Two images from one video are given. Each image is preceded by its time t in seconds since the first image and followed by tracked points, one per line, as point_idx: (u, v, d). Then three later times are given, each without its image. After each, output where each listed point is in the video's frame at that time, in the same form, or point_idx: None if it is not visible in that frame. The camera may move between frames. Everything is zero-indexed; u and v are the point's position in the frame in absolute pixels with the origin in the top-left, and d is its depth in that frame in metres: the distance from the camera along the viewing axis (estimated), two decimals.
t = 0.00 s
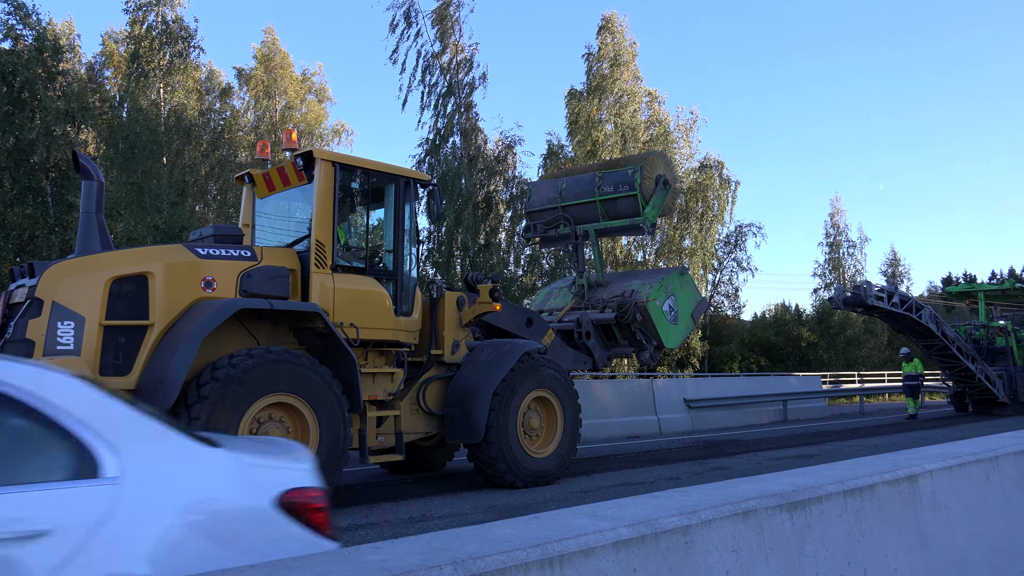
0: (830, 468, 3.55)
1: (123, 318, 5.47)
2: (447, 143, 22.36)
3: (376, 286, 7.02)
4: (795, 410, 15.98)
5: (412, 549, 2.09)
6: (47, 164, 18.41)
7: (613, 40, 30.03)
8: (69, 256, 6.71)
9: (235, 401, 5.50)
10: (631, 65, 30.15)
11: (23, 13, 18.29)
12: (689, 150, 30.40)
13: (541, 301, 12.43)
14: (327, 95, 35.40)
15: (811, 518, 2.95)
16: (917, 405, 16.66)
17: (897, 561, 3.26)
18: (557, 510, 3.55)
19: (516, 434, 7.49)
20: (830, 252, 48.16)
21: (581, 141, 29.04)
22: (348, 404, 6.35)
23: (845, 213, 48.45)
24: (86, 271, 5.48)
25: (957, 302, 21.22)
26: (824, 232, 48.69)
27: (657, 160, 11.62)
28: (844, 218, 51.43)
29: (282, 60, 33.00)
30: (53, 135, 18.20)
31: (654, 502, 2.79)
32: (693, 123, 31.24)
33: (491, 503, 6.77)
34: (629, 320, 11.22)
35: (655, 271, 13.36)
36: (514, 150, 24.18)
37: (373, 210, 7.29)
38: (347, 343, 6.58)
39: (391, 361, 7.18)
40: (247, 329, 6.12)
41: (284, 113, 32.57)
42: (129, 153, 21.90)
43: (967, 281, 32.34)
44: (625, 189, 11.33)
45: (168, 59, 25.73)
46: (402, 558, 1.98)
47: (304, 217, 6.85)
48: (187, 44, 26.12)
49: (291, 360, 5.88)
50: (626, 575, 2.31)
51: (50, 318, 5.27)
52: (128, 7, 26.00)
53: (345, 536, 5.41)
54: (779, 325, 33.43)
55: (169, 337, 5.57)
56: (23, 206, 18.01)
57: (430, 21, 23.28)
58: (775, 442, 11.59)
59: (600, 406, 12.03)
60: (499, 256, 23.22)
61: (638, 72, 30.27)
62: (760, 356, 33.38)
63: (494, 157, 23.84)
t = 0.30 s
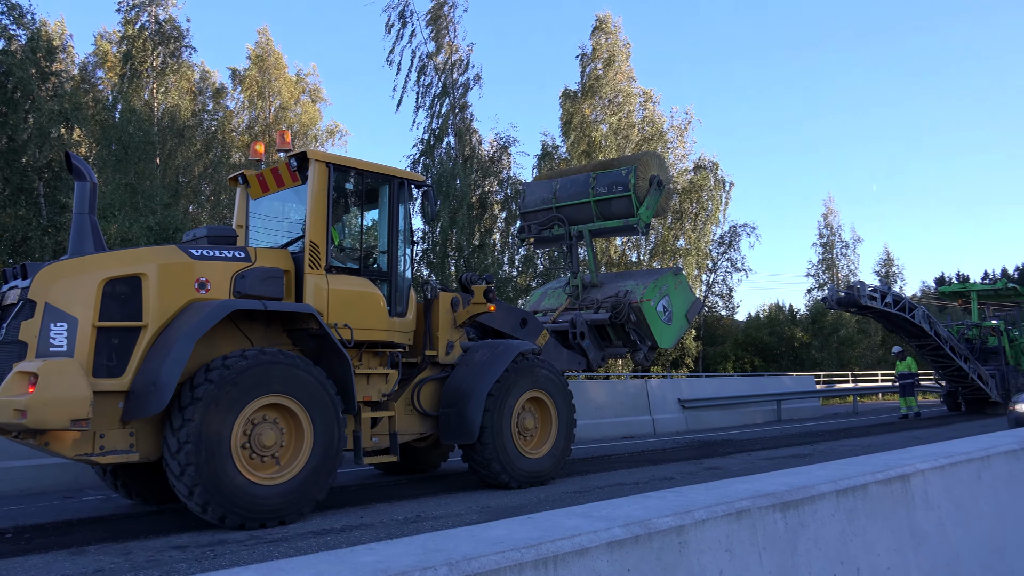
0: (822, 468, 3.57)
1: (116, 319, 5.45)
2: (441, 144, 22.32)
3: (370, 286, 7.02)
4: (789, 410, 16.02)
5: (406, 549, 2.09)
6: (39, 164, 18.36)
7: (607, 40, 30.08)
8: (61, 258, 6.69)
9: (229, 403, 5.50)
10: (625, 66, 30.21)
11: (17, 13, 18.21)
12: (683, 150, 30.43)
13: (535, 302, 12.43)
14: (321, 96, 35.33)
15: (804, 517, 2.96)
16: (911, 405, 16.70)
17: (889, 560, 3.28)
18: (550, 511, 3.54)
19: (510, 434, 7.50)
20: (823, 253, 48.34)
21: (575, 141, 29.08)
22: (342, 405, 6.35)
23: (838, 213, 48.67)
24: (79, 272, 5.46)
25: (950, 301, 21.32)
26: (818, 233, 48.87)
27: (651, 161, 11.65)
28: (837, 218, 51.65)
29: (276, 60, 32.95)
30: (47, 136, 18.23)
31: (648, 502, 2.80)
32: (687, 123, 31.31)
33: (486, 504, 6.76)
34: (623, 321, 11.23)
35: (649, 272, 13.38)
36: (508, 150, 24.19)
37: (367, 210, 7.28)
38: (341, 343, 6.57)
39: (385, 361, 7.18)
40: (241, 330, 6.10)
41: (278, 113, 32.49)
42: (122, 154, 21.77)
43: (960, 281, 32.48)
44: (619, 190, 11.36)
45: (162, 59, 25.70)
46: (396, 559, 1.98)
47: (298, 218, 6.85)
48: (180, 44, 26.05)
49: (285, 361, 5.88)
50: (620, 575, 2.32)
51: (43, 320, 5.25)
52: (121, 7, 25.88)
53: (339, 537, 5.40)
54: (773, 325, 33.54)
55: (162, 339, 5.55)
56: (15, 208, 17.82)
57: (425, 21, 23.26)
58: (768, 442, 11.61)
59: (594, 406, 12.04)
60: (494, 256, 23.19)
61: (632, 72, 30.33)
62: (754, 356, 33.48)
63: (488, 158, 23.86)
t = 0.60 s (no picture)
0: (814, 468, 3.59)
1: (107, 318, 5.44)
2: (435, 143, 22.27)
3: (363, 286, 7.01)
4: (781, 410, 16.08)
5: (397, 548, 2.09)
6: (31, 162, 18.27)
7: (601, 40, 30.12)
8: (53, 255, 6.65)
9: (221, 402, 5.49)
10: (619, 66, 30.24)
11: (10, 11, 18.14)
12: (677, 151, 30.46)
13: (529, 301, 12.43)
14: (315, 95, 35.28)
15: (795, 517, 2.98)
16: (903, 406, 16.71)
17: (879, 559, 3.30)
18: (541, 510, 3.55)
19: (503, 434, 7.51)
20: (816, 254, 48.53)
21: (569, 141, 29.11)
22: (334, 404, 6.34)
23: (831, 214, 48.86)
24: (71, 270, 5.43)
25: (941, 302, 21.42)
26: (811, 233, 49.06)
27: (644, 162, 11.67)
28: (830, 219, 51.85)
29: (270, 59, 32.89)
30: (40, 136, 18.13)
31: (639, 502, 2.81)
32: (681, 124, 31.38)
33: (478, 504, 6.77)
34: (617, 321, 11.25)
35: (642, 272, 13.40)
36: (503, 150, 24.20)
37: (360, 210, 7.27)
38: (334, 343, 6.57)
39: (378, 361, 7.17)
40: (233, 329, 6.09)
41: (271, 112, 32.38)
42: (114, 152, 21.64)
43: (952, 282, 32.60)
44: (612, 190, 11.38)
45: (154, 57, 25.63)
46: (387, 558, 1.98)
47: (291, 217, 6.83)
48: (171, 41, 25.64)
49: (277, 361, 5.86)
50: (611, 574, 2.33)
51: (34, 319, 5.23)
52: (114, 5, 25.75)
53: (331, 536, 5.39)
54: (766, 326, 33.68)
55: (154, 338, 5.53)
56: (8, 206, 17.68)
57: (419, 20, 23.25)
58: (761, 442, 11.65)
59: (586, 406, 12.05)
60: (487, 256, 23.17)
61: (626, 73, 30.37)
62: (746, 356, 33.62)
63: (482, 157, 23.88)
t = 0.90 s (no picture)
0: (802, 467, 3.61)
1: (97, 315, 5.41)
2: (427, 142, 22.23)
3: (354, 284, 7.01)
4: (771, 410, 16.15)
5: (386, 545, 2.10)
6: (20, 158, 18.11)
7: (594, 40, 30.15)
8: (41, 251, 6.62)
9: (210, 399, 5.47)
10: (612, 66, 30.28)
11: None
12: (669, 151, 30.54)
13: (520, 300, 12.43)
14: (307, 93, 35.18)
15: (781, 515, 3.00)
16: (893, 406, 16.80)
17: (865, 558, 3.32)
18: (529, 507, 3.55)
19: (493, 433, 7.52)
20: (806, 254, 48.74)
21: (561, 140, 29.15)
22: (324, 402, 6.33)
23: (822, 215, 49.10)
24: (59, 267, 5.39)
25: (930, 303, 21.58)
26: (801, 234, 49.27)
27: (636, 161, 11.69)
28: (821, 220, 52.06)
29: (261, 55, 32.78)
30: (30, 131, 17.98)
31: (628, 500, 2.82)
32: (673, 124, 31.42)
33: (469, 502, 6.78)
34: (607, 320, 11.27)
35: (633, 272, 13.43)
36: (495, 149, 24.20)
37: (352, 208, 7.27)
38: (324, 341, 6.56)
39: (368, 359, 7.16)
40: (223, 326, 6.07)
41: (263, 109, 32.27)
42: (104, 148, 21.49)
43: (941, 284, 32.79)
44: (603, 189, 11.40)
45: (145, 53, 25.46)
46: (376, 555, 1.99)
47: (282, 214, 6.82)
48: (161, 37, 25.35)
49: (267, 358, 5.85)
50: (599, 572, 2.34)
51: (22, 315, 5.18)
52: None
53: (320, 534, 5.39)
54: (756, 325, 33.84)
55: (143, 335, 5.51)
56: None
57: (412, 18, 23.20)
58: (750, 442, 11.69)
59: (577, 405, 12.08)
60: (479, 254, 23.16)
61: (619, 72, 30.40)
62: (737, 356, 33.75)
63: (474, 156, 23.89)
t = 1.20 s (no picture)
0: (792, 462, 3.63)
1: (87, 311, 5.39)
2: (419, 138, 22.22)
3: (345, 281, 7.00)
4: (762, 407, 16.21)
5: (378, 541, 2.10)
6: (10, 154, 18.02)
7: (587, 37, 30.17)
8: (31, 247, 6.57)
9: (202, 396, 5.46)
10: (604, 63, 30.31)
11: None
12: (662, 148, 30.59)
13: (512, 297, 12.44)
14: (299, 89, 35.07)
15: (772, 510, 3.02)
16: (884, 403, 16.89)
17: (856, 553, 3.34)
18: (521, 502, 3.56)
19: (485, 430, 7.52)
20: (798, 251, 48.95)
21: (554, 137, 29.16)
22: (316, 399, 6.31)
23: (814, 213, 49.32)
24: (49, 263, 5.39)
25: (921, 300, 21.71)
26: (793, 231, 49.46)
27: (628, 159, 11.71)
28: (813, 217, 52.24)
29: (253, 52, 32.68)
30: (21, 126, 17.93)
31: (620, 495, 2.83)
32: (666, 122, 31.47)
33: (461, 499, 6.79)
34: (599, 317, 11.29)
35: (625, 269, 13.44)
36: (487, 146, 24.17)
37: (344, 204, 7.25)
38: (316, 338, 6.55)
39: (361, 356, 7.15)
40: (214, 322, 6.06)
41: (254, 105, 32.15)
42: (95, 143, 21.39)
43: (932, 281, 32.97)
44: (595, 186, 11.42)
45: (135, 48, 25.35)
46: (367, 550, 2.00)
47: (273, 211, 6.80)
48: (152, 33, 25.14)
49: (259, 355, 5.84)
50: (591, 566, 2.35)
51: (12, 312, 5.21)
52: None
53: (312, 531, 5.39)
54: (748, 323, 34.00)
55: (134, 331, 5.49)
56: None
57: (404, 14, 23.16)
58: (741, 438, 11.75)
59: (569, 402, 12.10)
60: (471, 252, 23.17)
61: (612, 70, 30.43)
62: (728, 353, 33.89)
63: (466, 153, 23.87)
